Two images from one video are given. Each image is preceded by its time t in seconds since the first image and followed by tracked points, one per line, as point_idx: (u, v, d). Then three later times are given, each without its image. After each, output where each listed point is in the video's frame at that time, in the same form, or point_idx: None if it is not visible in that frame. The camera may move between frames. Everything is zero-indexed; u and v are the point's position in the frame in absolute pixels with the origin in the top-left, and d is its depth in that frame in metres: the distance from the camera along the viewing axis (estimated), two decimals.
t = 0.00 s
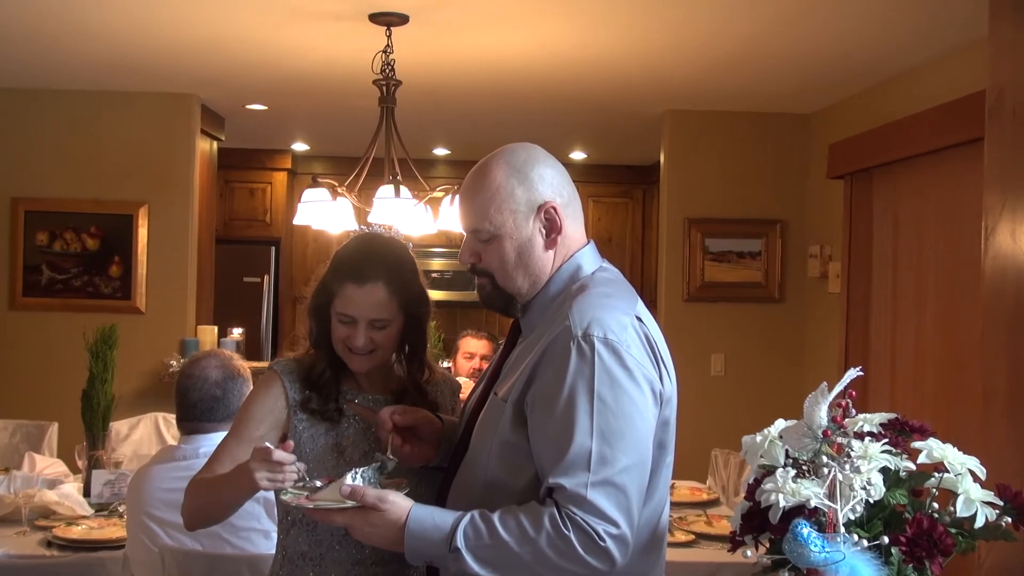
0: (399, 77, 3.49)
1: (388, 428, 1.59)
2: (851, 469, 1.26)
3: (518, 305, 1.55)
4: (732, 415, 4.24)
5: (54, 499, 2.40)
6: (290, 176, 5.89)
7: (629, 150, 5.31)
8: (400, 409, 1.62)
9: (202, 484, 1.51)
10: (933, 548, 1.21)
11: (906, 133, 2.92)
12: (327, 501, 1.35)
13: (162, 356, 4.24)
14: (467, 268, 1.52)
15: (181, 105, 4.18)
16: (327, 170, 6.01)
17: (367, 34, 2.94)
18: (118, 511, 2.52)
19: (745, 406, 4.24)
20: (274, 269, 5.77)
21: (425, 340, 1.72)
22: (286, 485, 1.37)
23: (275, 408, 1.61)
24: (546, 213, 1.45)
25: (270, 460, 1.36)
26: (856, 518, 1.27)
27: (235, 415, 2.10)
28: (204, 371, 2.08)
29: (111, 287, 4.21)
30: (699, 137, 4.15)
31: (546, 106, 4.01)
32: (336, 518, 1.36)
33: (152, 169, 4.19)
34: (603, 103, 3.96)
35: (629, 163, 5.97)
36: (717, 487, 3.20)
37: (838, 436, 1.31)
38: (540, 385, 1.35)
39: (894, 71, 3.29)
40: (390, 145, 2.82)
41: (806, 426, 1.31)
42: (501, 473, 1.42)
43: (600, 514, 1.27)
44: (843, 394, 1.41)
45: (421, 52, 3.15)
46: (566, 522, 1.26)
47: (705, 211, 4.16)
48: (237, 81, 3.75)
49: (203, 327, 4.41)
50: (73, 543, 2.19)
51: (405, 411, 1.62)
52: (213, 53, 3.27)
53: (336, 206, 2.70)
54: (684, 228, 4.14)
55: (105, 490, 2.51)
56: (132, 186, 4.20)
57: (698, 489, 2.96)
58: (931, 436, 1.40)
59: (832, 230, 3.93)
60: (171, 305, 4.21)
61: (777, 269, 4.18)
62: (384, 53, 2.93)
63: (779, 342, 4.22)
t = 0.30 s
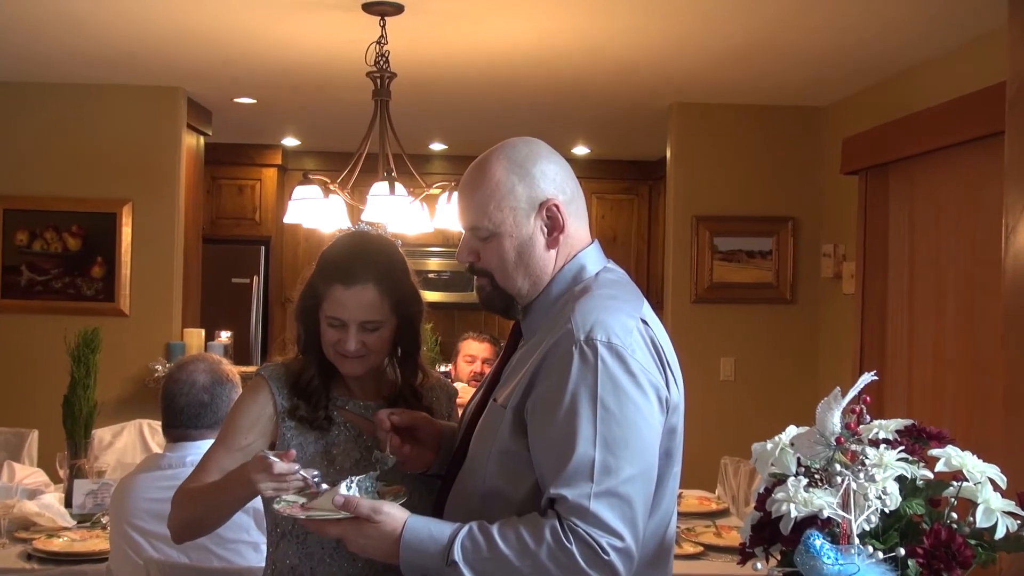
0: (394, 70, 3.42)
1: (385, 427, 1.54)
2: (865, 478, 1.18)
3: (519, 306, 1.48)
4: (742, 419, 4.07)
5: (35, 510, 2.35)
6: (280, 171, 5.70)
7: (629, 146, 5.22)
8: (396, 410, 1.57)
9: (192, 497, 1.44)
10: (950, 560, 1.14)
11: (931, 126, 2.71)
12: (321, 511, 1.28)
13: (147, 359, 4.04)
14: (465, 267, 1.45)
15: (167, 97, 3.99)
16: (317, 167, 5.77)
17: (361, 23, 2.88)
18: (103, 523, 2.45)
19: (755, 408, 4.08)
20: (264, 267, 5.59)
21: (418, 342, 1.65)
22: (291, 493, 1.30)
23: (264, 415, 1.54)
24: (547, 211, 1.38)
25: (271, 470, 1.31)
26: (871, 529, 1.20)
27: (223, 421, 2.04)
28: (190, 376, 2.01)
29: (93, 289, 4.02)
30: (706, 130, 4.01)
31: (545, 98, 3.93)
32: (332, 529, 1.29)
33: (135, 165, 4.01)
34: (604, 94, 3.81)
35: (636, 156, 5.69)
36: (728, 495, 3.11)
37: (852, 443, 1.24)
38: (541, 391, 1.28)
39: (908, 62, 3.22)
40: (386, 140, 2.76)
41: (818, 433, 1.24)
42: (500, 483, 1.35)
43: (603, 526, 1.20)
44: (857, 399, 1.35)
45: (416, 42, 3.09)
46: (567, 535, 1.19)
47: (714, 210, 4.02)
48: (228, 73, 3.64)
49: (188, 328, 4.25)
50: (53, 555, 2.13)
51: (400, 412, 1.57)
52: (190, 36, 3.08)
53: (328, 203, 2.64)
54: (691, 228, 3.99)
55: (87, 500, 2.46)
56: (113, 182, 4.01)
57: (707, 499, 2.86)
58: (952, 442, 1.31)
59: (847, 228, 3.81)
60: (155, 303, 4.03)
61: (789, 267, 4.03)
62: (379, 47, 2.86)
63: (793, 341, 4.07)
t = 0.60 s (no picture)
0: (389, 57, 3.35)
1: (382, 428, 1.49)
2: (880, 484, 1.11)
3: (519, 303, 1.41)
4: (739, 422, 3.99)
5: (14, 515, 2.30)
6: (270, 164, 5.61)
7: (630, 138, 5.14)
8: (393, 409, 1.51)
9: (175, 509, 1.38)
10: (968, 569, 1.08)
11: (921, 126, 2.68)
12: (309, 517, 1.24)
13: (132, 359, 3.95)
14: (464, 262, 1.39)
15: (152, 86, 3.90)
16: (310, 158, 5.71)
17: (356, 7, 2.82)
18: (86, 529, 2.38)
19: (754, 411, 3.99)
20: (253, 263, 5.51)
21: (410, 339, 1.59)
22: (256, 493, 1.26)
23: (251, 419, 1.48)
24: (550, 204, 1.32)
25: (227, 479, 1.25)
26: (885, 536, 1.13)
27: (208, 425, 1.99)
28: (171, 380, 1.96)
29: (76, 286, 3.92)
30: (714, 120, 3.91)
31: (543, 87, 3.86)
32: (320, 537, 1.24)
33: (120, 157, 3.91)
34: (601, 82, 3.73)
35: (640, 149, 5.59)
36: (736, 502, 3.03)
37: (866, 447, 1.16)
38: (541, 392, 1.22)
39: (915, 51, 3.17)
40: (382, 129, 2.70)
41: (831, 438, 1.16)
42: (498, 488, 1.29)
43: (605, 534, 1.14)
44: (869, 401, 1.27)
45: (412, 27, 3.03)
46: (568, 543, 1.13)
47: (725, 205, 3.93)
48: (217, 62, 3.59)
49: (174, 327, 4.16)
50: (32, 562, 2.07)
51: (397, 412, 1.51)
52: (176, 19, 3.01)
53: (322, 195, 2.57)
54: (700, 223, 3.90)
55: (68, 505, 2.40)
56: (97, 174, 3.91)
57: (715, 506, 2.78)
58: (967, 448, 1.25)
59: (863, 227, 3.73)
60: (141, 302, 3.94)
61: (802, 267, 3.94)
62: (374, 33, 2.79)
63: (797, 341, 3.98)
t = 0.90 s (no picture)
0: (385, 44, 3.29)
1: (377, 429, 1.43)
2: (898, 491, 1.04)
3: (520, 301, 1.35)
4: (737, 424, 3.92)
5: None
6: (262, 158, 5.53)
7: (634, 130, 5.08)
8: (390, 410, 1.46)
9: (165, 520, 1.39)
10: None
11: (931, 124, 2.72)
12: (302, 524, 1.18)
13: (119, 361, 3.87)
14: (462, 257, 1.32)
15: (141, 76, 3.84)
16: (303, 152, 5.62)
17: None
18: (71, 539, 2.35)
19: (753, 413, 3.92)
20: (244, 261, 5.45)
21: (405, 333, 1.54)
22: (246, 481, 1.24)
23: (239, 422, 1.44)
24: (553, 198, 1.25)
25: (213, 467, 1.24)
26: (903, 545, 1.07)
27: (189, 429, 1.98)
28: (148, 389, 1.96)
29: (59, 284, 3.84)
30: (725, 112, 3.86)
31: (537, 77, 3.80)
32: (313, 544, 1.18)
33: (105, 150, 3.84)
34: (597, 70, 3.66)
35: (649, 143, 5.53)
36: (748, 509, 2.96)
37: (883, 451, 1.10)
38: (543, 394, 1.16)
39: (919, 39, 3.12)
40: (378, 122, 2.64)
41: (847, 441, 1.10)
42: (498, 495, 1.22)
43: (609, 544, 1.08)
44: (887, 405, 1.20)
45: (407, 12, 2.97)
46: (569, 553, 1.07)
47: (736, 200, 3.86)
48: (206, 51, 3.54)
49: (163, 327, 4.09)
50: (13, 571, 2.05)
51: (393, 414, 1.45)
52: (164, 5, 2.94)
53: (316, 189, 2.51)
54: (710, 217, 3.84)
55: (52, 513, 2.35)
56: (82, 168, 3.84)
57: (726, 514, 2.70)
58: (990, 453, 1.18)
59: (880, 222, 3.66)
60: (129, 300, 3.87)
61: (817, 263, 3.88)
62: (370, 19, 2.73)
63: (804, 343, 3.92)
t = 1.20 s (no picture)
0: (382, 30, 3.23)
1: (380, 414, 1.51)
2: (919, 496, 0.98)
3: (522, 298, 1.29)
4: (733, 425, 3.85)
5: None
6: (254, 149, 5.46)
7: (641, 120, 5.01)
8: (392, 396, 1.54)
9: (165, 530, 1.40)
10: None
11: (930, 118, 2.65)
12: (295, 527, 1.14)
13: (106, 361, 3.82)
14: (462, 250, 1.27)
15: (127, 64, 3.78)
16: (296, 142, 5.55)
17: None
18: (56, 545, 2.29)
19: (750, 414, 3.86)
20: (235, 259, 5.39)
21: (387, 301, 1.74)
22: (243, 477, 1.28)
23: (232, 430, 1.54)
24: (551, 189, 1.19)
25: (211, 463, 1.27)
26: (925, 553, 1.01)
27: (176, 430, 1.97)
28: (132, 389, 1.95)
29: (43, 281, 3.77)
30: (737, 101, 3.80)
31: (530, 64, 3.74)
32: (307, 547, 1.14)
33: (90, 140, 3.78)
34: (591, 57, 3.60)
35: (659, 133, 5.46)
36: (762, 517, 2.90)
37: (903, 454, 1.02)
38: (543, 395, 1.10)
39: (919, 25, 3.06)
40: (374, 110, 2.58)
41: (865, 443, 1.03)
42: (496, 500, 1.16)
43: (611, 553, 1.03)
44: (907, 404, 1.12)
45: None
46: (569, 563, 1.02)
47: (749, 193, 3.80)
48: (192, 39, 3.50)
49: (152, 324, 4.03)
50: None
51: (395, 399, 1.54)
52: None
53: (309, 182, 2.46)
54: (721, 211, 3.78)
55: (36, 519, 2.30)
56: (67, 158, 3.78)
57: (738, 521, 2.62)
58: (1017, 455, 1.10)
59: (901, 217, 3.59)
60: (117, 293, 3.80)
61: (833, 258, 3.82)
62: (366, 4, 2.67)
63: (811, 342, 3.85)
